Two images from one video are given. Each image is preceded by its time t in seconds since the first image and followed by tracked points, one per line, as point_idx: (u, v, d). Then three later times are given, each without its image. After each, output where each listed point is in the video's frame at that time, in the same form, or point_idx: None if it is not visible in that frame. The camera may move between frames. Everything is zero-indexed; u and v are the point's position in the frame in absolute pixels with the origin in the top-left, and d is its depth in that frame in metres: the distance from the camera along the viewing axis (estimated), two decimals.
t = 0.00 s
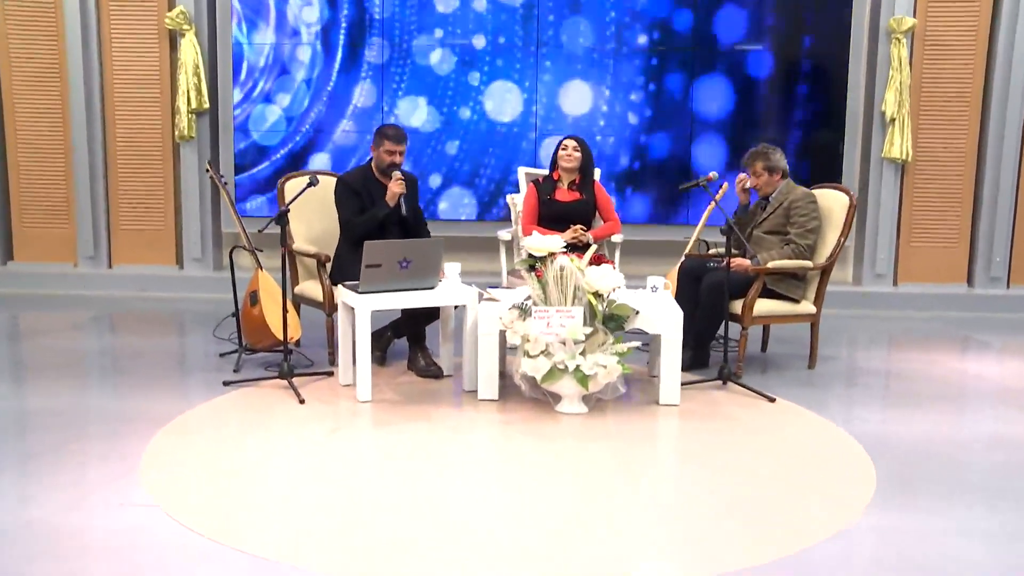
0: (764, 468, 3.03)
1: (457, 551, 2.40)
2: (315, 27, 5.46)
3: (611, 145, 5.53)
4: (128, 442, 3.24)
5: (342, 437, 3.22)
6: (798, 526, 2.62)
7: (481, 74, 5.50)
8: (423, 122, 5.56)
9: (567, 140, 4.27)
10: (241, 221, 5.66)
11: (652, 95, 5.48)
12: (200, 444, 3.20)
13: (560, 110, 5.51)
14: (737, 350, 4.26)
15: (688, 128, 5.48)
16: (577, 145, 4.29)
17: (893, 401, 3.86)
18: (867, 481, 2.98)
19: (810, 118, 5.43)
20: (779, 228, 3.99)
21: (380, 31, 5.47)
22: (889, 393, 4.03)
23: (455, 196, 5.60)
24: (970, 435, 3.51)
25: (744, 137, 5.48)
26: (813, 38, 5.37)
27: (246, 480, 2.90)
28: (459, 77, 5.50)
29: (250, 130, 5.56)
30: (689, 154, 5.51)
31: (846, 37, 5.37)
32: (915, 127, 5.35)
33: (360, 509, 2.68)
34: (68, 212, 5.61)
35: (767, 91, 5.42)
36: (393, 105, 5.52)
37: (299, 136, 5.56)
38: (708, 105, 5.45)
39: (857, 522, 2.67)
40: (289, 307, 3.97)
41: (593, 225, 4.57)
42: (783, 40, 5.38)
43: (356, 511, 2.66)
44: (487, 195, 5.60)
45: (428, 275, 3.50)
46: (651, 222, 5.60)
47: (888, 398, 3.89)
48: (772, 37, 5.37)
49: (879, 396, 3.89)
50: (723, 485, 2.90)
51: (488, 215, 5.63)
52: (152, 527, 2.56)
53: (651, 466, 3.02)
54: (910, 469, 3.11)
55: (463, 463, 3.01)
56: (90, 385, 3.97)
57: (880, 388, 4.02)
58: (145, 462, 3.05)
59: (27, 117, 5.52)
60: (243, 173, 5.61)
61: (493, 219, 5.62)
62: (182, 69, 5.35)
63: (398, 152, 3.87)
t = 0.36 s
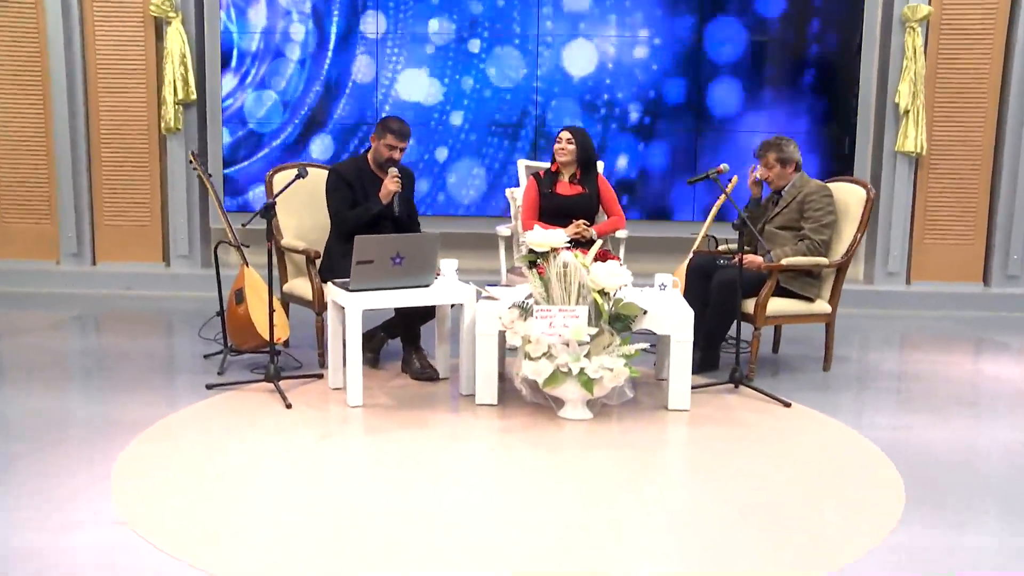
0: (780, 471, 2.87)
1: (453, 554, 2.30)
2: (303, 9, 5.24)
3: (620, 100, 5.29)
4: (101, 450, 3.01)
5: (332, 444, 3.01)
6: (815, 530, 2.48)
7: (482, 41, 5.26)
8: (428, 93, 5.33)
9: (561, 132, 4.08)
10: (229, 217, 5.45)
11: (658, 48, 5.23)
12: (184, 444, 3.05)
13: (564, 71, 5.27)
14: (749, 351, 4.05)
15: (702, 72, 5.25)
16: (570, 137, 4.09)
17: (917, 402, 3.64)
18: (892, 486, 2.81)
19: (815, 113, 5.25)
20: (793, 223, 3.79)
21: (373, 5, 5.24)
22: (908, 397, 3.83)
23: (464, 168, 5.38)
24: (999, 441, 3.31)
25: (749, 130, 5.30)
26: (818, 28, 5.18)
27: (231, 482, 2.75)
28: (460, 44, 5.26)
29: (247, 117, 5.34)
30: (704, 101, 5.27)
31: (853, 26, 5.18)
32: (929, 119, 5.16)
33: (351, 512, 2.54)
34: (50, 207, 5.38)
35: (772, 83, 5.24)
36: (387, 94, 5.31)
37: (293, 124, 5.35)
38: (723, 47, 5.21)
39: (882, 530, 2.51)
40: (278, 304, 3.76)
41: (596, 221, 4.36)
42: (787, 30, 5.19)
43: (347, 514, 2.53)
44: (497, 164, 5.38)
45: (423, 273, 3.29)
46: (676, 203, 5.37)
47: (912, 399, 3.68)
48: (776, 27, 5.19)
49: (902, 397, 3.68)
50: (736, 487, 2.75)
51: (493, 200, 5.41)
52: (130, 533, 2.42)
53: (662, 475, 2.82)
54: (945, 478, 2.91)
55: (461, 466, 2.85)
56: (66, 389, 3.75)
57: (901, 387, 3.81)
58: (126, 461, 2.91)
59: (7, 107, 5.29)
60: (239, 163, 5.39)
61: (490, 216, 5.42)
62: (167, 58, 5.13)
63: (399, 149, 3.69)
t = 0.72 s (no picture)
0: (791, 482, 2.70)
1: (439, 567, 2.16)
2: None
3: (620, 54, 5.04)
4: (61, 464, 2.80)
5: (310, 459, 2.81)
6: (821, 541, 2.33)
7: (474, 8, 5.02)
8: (422, 66, 5.09)
9: (551, 129, 3.90)
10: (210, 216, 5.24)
11: None
12: (159, 453, 2.90)
13: (561, 32, 5.02)
14: (754, 357, 3.85)
15: (707, 15, 4.99)
16: (560, 133, 3.90)
17: (931, 405, 3.45)
18: (910, 499, 2.64)
19: (818, 104, 5.05)
20: (800, 222, 3.61)
21: None
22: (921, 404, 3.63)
23: (465, 139, 5.15)
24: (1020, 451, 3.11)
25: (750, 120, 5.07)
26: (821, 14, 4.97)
27: (205, 494, 2.60)
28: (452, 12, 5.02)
29: (234, 108, 5.11)
30: (710, 45, 5.01)
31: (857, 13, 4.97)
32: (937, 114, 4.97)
33: (329, 524, 2.40)
34: (24, 205, 5.16)
35: (774, 71, 5.03)
36: (374, 88, 5.11)
37: (282, 113, 5.13)
38: None
39: (893, 542, 2.35)
40: (257, 309, 3.56)
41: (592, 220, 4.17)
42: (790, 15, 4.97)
43: (325, 526, 2.39)
44: (496, 132, 5.14)
45: (409, 275, 3.10)
46: (690, 157, 5.12)
47: (925, 402, 3.49)
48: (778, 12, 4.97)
49: (914, 401, 3.48)
50: (741, 498, 2.59)
51: (495, 169, 5.18)
52: (91, 543, 2.29)
53: (664, 490, 2.62)
54: (966, 492, 2.71)
55: (450, 478, 2.68)
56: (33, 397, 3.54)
57: (912, 390, 3.62)
58: (94, 472, 2.76)
59: None
60: (230, 156, 5.15)
61: (481, 214, 5.22)
62: (146, 51, 4.91)
63: (391, 148, 3.52)
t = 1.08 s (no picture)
0: (795, 497, 2.56)
1: None
2: None
3: (616, 13, 4.85)
4: (13, 487, 2.61)
5: (283, 481, 2.63)
6: (825, 558, 2.21)
7: None
8: (411, 39, 4.90)
9: (544, 128, 3.71)
10: (190, 218, 5.04)
11: None
12: (126, 467, 2.75)
13: None
14: (756, 368, 3.67)
15: None
16: (554, 133, 3.72)
17: (942, 417, 3.27)
18: (921, 514, 2.50)
19: (814, 105, 4.92)
20: (805, 227, 3.42)
21: None
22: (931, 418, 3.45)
23: (463, 112, 4.96)
24: None
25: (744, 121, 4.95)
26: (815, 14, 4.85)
27: (172, 512, 2.45)
28: None
29: (219, 101, 4.93)
30: None
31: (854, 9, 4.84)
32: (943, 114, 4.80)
33: (303, 544, 2.26)
34: None
35: (770, 68, 4.89)
36: (360, 85, 4.93)
37: (270, 103, 4.95)
38: None
39: (901, 561, 2.22)
40: (231, 318, 3.37)
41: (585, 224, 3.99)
42: (784, 14, 4.85)
43: (299, 546, 2.24)
44: (495, 105, 4.95)
45: (391, 284, 2.91)
46: (697, 106, 4.93)
47: (935, 414, 3.30)
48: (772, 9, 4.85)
49: (925, 413, 3.30)
50: (742, 514, 2.45)
51: (494, 141, 4.99)
52: (43, 566, 2.14)
53: (662, 513, 2.45)
54: (985, 515, 2.52)
55: (434, 496, 2.52)
56: None
57: (922, 401, 3.43)
58: (52, 492, 2.57)
59: None
60: (219, 153, 4.99)
61: (470, 216, 5.05)
62: (121, 47, 4.68)
63: (378, 150, 3.33)
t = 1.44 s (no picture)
0: (797, 519, 2.42)
1: None
2: None
3: None
4: None
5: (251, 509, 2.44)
6: None
7: None
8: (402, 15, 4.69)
9: (535, 133, 3.54)
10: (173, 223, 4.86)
11: None
12: (91, 488, 2.59)
13: None
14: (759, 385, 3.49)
15: None
16: (546, 138, 3.55)
17: (957, 436, 3.09)
18: (930, 537, 2.37)
19: (817, 108, 4.73)
20: (811, 237, 3.24)
21: None
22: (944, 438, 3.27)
23: (460, 85, 4.76)
24: None
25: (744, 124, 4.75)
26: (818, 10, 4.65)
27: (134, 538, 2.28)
28: None
29: (209, 95, 4.75)
30: None
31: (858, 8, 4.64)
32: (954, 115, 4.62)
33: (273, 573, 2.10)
34: None
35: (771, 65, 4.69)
36: (348, 84, 4.74)
37: (261, 95, 4.76)
38: None
39: None
40: (206, 333, 3.20)
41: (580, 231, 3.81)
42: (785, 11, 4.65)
43: None
44: (491, 72, 4.74)
45: (372, 299, 2.74)
46: (701, 55, 4.69)
47: (949, 434, 3.12)
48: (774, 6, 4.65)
49: (938, 433, 3.12)
50: (744, 547, 2.27)
51: (495, 113, 4.78)
52: None
53: (658, 546, 2.26)
54: (1006, 548, 2.34)
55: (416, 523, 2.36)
56: None
57: (934, 418, 3.25)
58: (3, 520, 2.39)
59: None
60: (213, 146, 4.81)
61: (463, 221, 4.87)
62: (100, 45, 4.51)
63: (362, 155, 3.15)
